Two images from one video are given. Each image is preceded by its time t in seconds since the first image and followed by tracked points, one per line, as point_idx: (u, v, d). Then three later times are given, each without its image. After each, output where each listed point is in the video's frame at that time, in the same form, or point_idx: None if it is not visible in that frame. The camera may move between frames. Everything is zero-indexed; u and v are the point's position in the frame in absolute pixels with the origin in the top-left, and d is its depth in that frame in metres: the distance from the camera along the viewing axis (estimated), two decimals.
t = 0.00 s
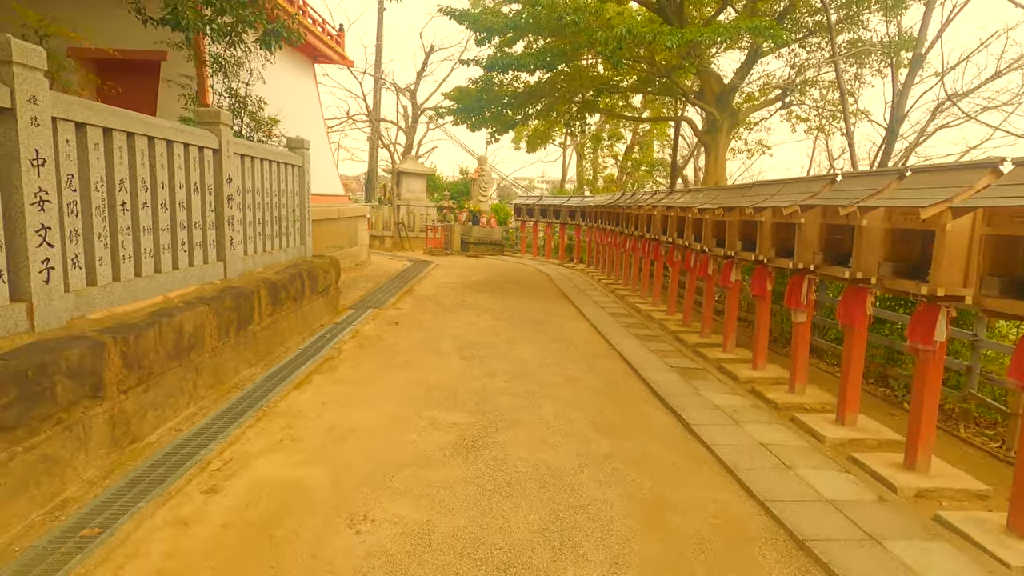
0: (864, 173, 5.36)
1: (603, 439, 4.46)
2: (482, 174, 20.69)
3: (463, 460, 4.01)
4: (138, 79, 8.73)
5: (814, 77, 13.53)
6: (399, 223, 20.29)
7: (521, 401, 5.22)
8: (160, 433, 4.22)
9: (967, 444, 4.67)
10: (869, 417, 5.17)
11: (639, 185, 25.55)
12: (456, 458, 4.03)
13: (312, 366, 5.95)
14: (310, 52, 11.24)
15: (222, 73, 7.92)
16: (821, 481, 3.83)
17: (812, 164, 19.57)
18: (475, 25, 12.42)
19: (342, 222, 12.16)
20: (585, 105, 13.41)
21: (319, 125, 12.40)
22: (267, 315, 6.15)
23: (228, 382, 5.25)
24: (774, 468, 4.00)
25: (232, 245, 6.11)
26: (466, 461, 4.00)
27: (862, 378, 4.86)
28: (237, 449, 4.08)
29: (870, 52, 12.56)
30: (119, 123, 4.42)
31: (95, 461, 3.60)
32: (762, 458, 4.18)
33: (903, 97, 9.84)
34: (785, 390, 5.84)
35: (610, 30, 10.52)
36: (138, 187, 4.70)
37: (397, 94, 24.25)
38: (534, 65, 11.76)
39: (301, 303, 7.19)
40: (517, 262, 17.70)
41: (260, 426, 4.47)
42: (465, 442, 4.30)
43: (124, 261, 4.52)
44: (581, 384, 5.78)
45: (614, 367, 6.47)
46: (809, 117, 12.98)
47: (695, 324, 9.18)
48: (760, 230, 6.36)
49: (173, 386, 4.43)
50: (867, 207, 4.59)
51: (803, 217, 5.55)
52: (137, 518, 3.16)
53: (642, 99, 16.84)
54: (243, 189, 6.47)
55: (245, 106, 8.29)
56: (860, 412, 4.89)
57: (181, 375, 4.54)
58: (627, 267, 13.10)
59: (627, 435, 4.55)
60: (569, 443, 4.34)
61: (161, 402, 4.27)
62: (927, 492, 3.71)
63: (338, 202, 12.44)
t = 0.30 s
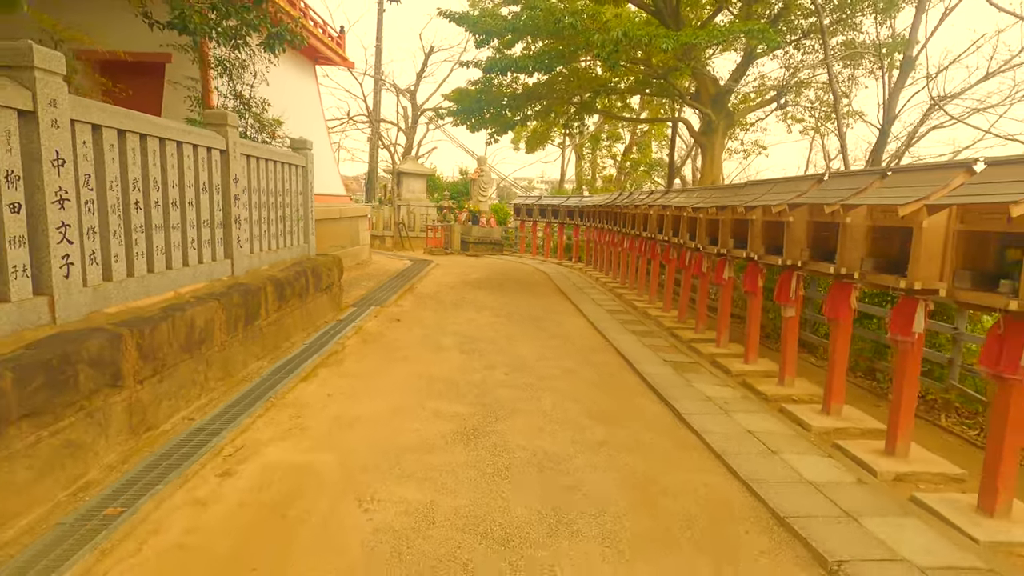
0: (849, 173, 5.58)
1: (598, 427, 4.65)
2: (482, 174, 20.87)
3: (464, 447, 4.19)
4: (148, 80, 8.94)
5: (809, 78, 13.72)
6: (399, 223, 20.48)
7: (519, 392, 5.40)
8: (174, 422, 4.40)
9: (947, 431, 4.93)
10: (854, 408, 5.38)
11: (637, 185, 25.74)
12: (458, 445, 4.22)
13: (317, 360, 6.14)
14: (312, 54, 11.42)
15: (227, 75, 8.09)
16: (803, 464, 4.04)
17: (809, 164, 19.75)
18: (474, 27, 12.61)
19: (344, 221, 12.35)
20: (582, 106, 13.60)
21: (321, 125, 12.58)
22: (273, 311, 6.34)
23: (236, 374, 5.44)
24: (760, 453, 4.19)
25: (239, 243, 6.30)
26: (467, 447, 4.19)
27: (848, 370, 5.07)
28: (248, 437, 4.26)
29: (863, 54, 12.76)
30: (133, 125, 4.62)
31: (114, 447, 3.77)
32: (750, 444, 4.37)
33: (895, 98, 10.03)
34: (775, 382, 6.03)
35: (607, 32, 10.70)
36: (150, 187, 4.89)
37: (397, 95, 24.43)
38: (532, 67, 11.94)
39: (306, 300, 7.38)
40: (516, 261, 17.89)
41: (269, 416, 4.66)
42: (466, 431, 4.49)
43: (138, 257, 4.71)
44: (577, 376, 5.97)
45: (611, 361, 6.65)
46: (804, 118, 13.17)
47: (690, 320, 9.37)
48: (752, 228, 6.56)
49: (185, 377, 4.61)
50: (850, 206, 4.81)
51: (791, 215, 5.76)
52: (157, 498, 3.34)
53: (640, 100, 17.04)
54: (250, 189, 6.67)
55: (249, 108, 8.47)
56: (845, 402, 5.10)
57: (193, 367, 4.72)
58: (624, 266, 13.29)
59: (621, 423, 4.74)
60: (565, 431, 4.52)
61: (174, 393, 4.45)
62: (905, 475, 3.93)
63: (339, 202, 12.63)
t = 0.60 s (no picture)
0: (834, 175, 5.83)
1: (591, 417, 4.87)
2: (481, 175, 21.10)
3: (463, 435, 4.42)
4: (154, 82, 9.15)
5: (804, 80, 13.94)
6: (399, 222, 20.72)
7: (516, 385, 5.64)
8: (187, 413, 4.62)
9: (922, 421, 5.29)
10: (837, 400, 5.64)
11: (635, 185, 25.95)
12: (458, 434, 4.45)
13: (321, 356, 6.36)
14: (313, 57, 11.61)
15: (232, 79, 8.28)
16: (784, 451, 4.32)
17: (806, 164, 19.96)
18: (473, 30, 12.81)
19: (345, 221, 12.57)
20: (580, 108, 13.81)
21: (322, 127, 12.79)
22: (278, 308, 6.57)
23: (245, 368, 5.68)
24: (744, 441, 4.44)
25: (245, 242, 6.52)
26: (466, 436, 4.41)
27: (830, 363, 5.32)
28: (258, 427, 4.49)
29: (857, 56, 12.98)
30: (147, 129, 4.83)
31: (133, 435, 4.00)
32: (735, 433, 4.61)
33: (886, 100, 10.26)
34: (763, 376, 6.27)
35: (604, 36, 10.92)
36: (162, 188, 5.10)
37: (396, 96, 24.63)
38: (531, 69, 12.15)
39: (309, 298, 7.61)
40: (515, 261, 18.11)
41: (277, 407, 4.89)
42: (465, 420, 4.72)
43: (152, 256, 4.92)
44: (573, 370, 6.20)
45: (605, 356, 6.88)
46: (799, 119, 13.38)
47: (683, 318, 9.60)
48: (741, 228, 6.80)
49: (198, 371, 4.84)
50: (832, 207, 5.09)
51: (778, 216, 5.99)
52: (176, 481, 3.58)
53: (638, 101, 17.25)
54: (255, 190, 6.89)
55: (253, 111, 8.65)
56: (827, 394, 5.36)
57: (205, 361, 4.96)
58: (621, 265, 13.53)
59: (613, 414, 4.97)
60: (560, 421, 4.75)
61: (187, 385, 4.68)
62: (879, 461, 4.29)
63: (339, 202, 12.84)
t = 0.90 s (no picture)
0: (822, 178, 6.02)
1: (585, 411, 5.07)
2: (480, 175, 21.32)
3: (462, 427, 4.62)
4: (157, 83, 9.33)
5: (799, 81, 14.13)
6: (399, 222, 20.91)
7: (513, 380, 5.83)
8: (197, 406, 4.82)
9: (905, 416, 5.67)
10: (824, 394, 5.85)
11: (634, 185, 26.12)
12: (457, 425, 4.65)
13: (323, 352, 6.56)
14: (315, 59, 11.79)
15: (235, 82, 8.45)
16: (770, 444, 4.60)
17: (804, 164, 20.12)
18: (472, 33, 12.98)
19: (345, 221, 12.76)
20: (578, 109, 13.99)
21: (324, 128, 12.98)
22: (282, 306, 6.76)
23: (251, 364, 5.87)
24: (730, 434, 4.67)
25: (250, 242, 6.70)
26: (464, 427, 4.61)
27: (817, 359, 5.51)
28: (265, 418, 4.69)
29: (852, 58, 13.15)
30: (158, 133, 5.00)
31: (146, 425, 4.19)
32: (722, 426, 4.83)
33: (879, 102, 10.44)
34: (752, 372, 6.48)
35: (601, 40, 11.10)
36: (171, 190, 5.27)
37: (396, 97, 24.84)
38: (530, 72, 12.32)
39: (312, 296, 7.79)
40: (513, 261, 18.31)
41: (283, 400, 5.08)
42: (464, 413, 4.91)
43: (161, 255, 5.09)
44: (568, 366, 6.40)
45: (600, 353, 7.08)
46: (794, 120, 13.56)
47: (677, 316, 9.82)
48: (733, 229, 6.98)
49: (207, 366, 5.03)
50: (820, 209, 5.27)
51: (767, 217, 6.18)
52: (188, 469, 3.77)
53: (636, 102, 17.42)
54: (259, 191, 7.06)
55: (257, 113, 8.82)
56: (814, 389, 5.56)
57: (213, 356, 5.14)
58: (618, 265, 13.74)
59: (606, 407, 5.17)
60: (554, 413, 4.95)
61: (197, 380, 4.87)
62: (861, 452, 4.58)
63: (340, 202, 13.03)
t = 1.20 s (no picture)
0: (808, 179, 6.27)
1: (578, 402, 5.31)
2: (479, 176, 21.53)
3: (461, 416, 4.85)
4: (166, 87, 9.55)
5: (794, 84, 14.36)
6: (399, 222, 21.12)
7: (510, 374, 6.07)
8: (208, 396, 5.05)
9: (888, 409, 5.89)
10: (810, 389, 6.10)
11: (632, 185, 26.34)
12: (456, 415, 4.88)
13: (327, 347, 6.80)
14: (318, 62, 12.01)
15: (241, 85, 8.67)
16: (754, 433, 4.84)
17: (799, 165, 20.34)
18: (471, 36, 13.18)
19: (347, 221, 13.00)
20: (576, 111, 14.21)
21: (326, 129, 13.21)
22: (287, 302, 6.99)
23: (259, 357, 6.10)
24: (717, 424, 4.91)
25: (256, 240, 6.93)
26: (463, 417, 4.85)
27: (802, 354, 5.75)
28: (273, 408, 4.92)
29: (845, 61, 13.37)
30: (171, 135, 5.22)
31: (162, 413, 4.43)
32: (709, 417, 5.07)
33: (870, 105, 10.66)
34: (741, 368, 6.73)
35: (598, 43, 11.31)
36: (183, 190, 5.50)
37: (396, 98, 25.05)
38: (528, 74, 12.54)
39: (315, 294, 8.02)
40: (512, 260, 18.54)
41: (289, 391, 5.32)
42: (463, 403, 5.15)
43: (174, 253, 5.32)
44: (563, 362, 6.64)
45: (594, 349, 7.32)
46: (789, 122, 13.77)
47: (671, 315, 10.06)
48: (724, 229, 7.22)
49: (217, 358, 5.27)
50: (805, 209, 5.51)
51: (756, 217, 6.43)
52: (203, 453, 4.00)
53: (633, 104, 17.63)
54: (265, 191, 7.29)
55: (262, 115, 9.05)
56: (799, 382, 5.79)
57: (223, 349, 5.37)
58: (614, 264, 13.98)
59: (598, 399, 5.41)
60: (549, 404, 5.19)
61: (208, 371, 5.11)
62: (841, 442, 4.81)
63: (341, 202, 13.27)
